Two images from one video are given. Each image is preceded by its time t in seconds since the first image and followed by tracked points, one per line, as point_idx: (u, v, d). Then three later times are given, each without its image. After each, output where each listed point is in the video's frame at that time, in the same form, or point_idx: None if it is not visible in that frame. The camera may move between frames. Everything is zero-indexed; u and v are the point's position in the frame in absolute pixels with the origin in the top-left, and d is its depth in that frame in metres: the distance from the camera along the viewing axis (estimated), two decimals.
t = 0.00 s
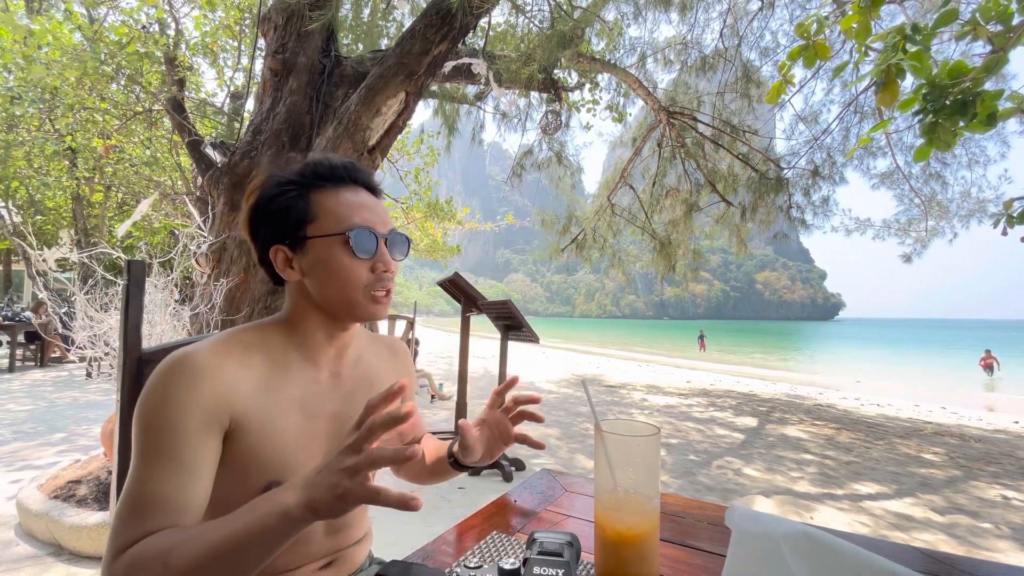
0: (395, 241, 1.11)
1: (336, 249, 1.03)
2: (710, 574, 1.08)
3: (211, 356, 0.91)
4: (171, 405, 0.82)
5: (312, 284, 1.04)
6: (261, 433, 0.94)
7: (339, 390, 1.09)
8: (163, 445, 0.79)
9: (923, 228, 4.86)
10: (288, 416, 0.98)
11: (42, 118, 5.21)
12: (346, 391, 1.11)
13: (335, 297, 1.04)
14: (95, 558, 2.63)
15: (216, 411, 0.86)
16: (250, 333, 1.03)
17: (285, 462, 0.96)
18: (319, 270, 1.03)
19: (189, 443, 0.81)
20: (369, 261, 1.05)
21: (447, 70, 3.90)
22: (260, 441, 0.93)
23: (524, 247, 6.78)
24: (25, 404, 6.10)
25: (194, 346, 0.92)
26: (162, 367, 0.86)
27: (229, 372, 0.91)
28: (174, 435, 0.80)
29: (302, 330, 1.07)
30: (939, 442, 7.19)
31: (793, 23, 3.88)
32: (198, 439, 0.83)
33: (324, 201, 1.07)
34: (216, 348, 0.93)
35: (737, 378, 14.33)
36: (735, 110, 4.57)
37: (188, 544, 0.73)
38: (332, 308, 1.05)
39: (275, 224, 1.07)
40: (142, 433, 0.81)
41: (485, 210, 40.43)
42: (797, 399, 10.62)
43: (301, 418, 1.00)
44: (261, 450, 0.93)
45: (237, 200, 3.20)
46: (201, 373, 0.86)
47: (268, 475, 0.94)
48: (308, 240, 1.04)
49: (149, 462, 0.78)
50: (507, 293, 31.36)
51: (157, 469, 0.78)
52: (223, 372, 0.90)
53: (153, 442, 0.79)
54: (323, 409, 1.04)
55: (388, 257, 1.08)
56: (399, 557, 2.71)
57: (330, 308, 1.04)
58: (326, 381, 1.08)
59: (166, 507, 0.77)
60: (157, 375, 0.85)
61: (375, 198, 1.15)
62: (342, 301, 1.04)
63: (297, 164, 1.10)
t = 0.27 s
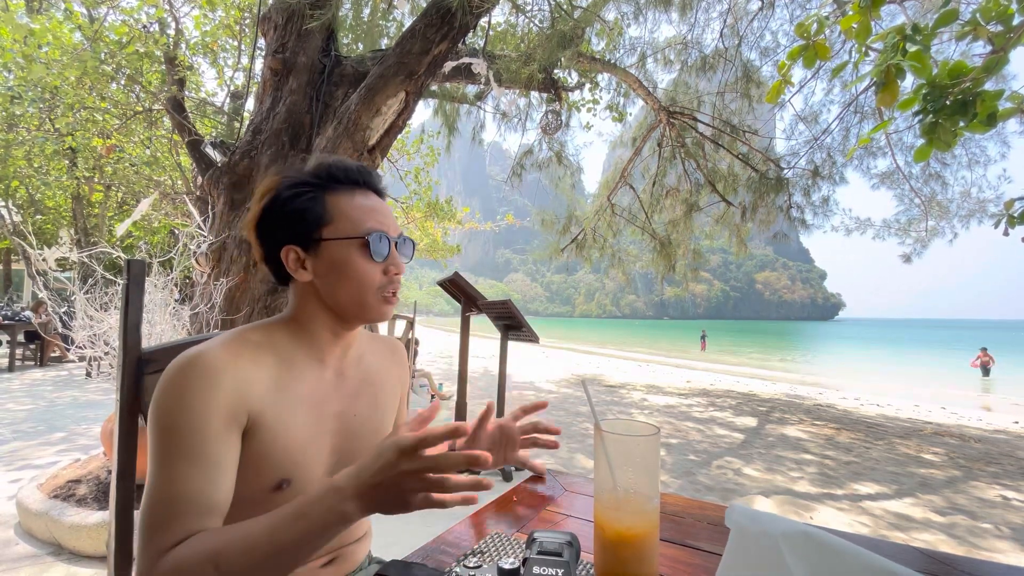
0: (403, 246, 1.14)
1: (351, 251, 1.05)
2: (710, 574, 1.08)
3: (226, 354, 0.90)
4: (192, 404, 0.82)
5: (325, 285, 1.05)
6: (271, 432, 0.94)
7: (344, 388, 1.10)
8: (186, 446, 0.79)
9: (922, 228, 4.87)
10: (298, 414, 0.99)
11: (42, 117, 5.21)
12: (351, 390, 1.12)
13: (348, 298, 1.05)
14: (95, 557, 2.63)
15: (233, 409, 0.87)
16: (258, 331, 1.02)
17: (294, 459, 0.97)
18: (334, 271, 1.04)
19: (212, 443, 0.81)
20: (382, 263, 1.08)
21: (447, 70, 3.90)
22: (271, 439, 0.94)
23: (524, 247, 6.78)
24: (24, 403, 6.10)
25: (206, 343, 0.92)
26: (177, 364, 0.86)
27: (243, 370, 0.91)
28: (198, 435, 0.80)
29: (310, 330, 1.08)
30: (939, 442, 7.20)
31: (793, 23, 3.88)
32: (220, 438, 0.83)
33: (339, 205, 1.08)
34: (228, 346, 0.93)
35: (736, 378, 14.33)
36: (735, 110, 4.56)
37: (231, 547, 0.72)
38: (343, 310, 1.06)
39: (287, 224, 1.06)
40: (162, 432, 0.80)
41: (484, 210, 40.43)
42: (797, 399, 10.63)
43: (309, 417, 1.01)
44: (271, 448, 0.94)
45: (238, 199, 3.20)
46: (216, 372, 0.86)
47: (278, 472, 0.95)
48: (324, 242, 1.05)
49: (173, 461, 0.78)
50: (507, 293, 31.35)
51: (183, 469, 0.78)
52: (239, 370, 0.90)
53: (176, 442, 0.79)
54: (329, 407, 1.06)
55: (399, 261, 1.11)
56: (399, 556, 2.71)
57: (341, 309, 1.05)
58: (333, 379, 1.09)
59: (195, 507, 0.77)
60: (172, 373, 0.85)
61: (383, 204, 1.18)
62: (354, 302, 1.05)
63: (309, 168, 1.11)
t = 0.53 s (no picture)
0: (402, 247, 1.14)
1: (350, 254, 1.05)
2: (709, 573, 1.08)
3: (229, 354, 0.90)
4: (199, 406, 0.82)
5: (325, 287, 1.06)
6: (273, 431, 0.94)
7: (344, 387, 1.10)
8: (198, 449, 0.80)
9: (923, 228, 4.87)
10: (300, 412, 1.00)
11: (42, 117, 5.20)
12: (351, 388, 1.12)
13: (348, 300, 1.06)
14: (95, 557, 2.63)
15: (238, 411, 0.87)
16: (257, 331, 1.02)
17: (294, 457, 0.98)
18: (333, 274, 1.05)
19: (223, 445, 0.82)
20: (381, 265, 1.08)
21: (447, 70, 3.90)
22: (273, 438, 0.95)
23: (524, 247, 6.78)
24: (24, 403, 6.10)
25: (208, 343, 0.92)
26: (181, 365, 0.86)
27: (244, 370, 0.91)
28: (208, 437, 0.81)
29: (309, 329, 1.08)
30: (938, 442, 7.20)
31: (793, 23, 3.88)
32: (231, 439, 0.84)
33: (338, 207, 1.07)
34: (231, 345, 0.93)
35: (736, 378, 14.34)
36: (735, 110, 4.56)
37: (273, 544, 0.77)
38: (343, 311, 1.06)
39: (286, 227, 1.07)
40: (170, 434, 0.81)
41: (484, 210, 40.42)
42: (797, 399, 10.63)
43: (311, 416, 1.02)
44: (273, 447, 0.95)
45: (238, 199, 3.20)
46: (219, 373, 0.86)
47: (280, 469, 0.96)
48: (323, 245, 1.05)
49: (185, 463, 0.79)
50: (507, 293, 31.35)
51: (197, 472, 0.79)
52: (242, 371, 0.90)
53: (187, 444, 0.80)
54: (330, 406, 1.06)
55: (397, 262, 1.11)
56: (399, 556, 2.71)
57: (340, 310, 1.06)
58: (333, 379, 1.09)
59: (213, 508, 0.79)
60: (177, 373, 0.85)
61: (382, 205, 1.17)
62: (353, 303, 1.06)
63: (307, 169, 1.11)
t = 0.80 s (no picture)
0: (391, 246, 1.13)
1: (337, 254, 1.04)
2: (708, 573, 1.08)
3: (224, 353, 0.92)
4: (208, 394, 0.83)
5: (313, 287, 1.05)
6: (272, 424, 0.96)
7: (339, 386, 1.11)
8: (218, 428, 0.81)
9: (923, 228, 4.87)
10: (297, 409, 1.01)
11: (41, 116, 5.20)
12: (347, 386, 1.13)
13: (336, 300, 1.05)
14: (94, 556, 2.63)
15: (246, 398, 0.88)
16: (252, 331, 1.03)
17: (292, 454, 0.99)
18: (321, 274, 1.04)
19: (245, 422, 0.84)
20: (369, 265, 1.07)
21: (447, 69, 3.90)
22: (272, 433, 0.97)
23: (524, 246, 6.78)
24: (24, 402, 6.09)
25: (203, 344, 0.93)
26: (181, 363, 0.87)
27: (242, 365, 0.93)
28: (225, 417, 0.82)
29: (300, 330, 1.08)
30: (938, 442, 7.21)
31: (793, 22, 3.88)
32: (250, 417, 0.86)
33: (324, 207, 1.06)
34: (225, 345, 0.94)
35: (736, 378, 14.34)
36: (735, 110, 4.56)
37: (332, 472, 0.81)
38: (332, 311, 1.06)
39: (273, 228, 1.06)
40: (184, 425, 0.82)
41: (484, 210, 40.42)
42: (797, 399, 10.64)
43: (308, 410, 1.03)
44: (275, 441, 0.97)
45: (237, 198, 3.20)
46: (218, 367, 0.88)
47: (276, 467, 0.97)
48: (309, 246, 1.04)
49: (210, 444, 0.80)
50: (506, 293, 31.35)
51: (229, 442, 0.80)
52: (239, 366, 0.92)
53: (207, 426, 0.81)
54: (326, 402, 1.08)
55: (386, 262, 1.10)
56: (398, 556, 2.71)
57: (330, 311, 1.06)
58: (327, 377, 1.10)
59: (257, 468, 0.80)
60: (177, 371, 0.86)
61: (369, 203, 1.15)
62: (343, 304, 1.05)
63: (293, 169, 1.09)
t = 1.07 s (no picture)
0: (376, 240, 1.11)
1: (319, 252, 1.03)
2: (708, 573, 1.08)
3: (221, 345, 0.92)
4: (215, 373, 0.83)
5: (299, 286, 1.05)
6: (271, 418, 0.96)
7: (335, 385, 1.11)
8: (234, 394, 0.81)
9: (923, 228, 4.87)
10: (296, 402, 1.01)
11: (41, 115, 5.20)
12: (343, 383, 1.13)
13: (323, 297, 1.05)
14: (93, 556, 2.63)
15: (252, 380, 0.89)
16: (245, 328, 1.03)
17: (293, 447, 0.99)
18: (305, 272, 1.04)
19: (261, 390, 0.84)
20: (353, 261, 1.05)
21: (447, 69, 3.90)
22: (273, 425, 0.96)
23: (524, 246, 6.77)
24: (23, 402, 6.08)
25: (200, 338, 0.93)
26: (184, 351, 0.87)
27: (242, 356, 0.93)
28: (239, 387, 0.82)
29: (291, 328, 1.08)
30: (938, 441, 7.21)
31: (793, 23, 3.89)
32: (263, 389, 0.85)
33: (304, 205, 1.06)
34: (222, 339, 0.95)
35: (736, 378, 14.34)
36: (735, 110, 4.56)
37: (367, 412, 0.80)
38: (320, 308, 1.06)
39: (257, 230, 1.07)
40: (195, 402, 0.81)
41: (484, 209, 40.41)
42: (797, 399, 10.64)
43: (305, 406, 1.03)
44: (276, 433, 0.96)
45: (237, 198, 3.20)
46: (219, 356, 0.89)
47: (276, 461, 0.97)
48: (292, 245, 1.04)
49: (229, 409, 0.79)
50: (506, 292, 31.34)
51: (250, 401, 0.80)
52: (238, 355, 0.92)
53: (222, 395, 0.80)
54: (322, 400, 1.07)
55: (372, 257, 1.08)
56: (397, 556, 2.71)
57: (318, 308, 1.06)
58: (322, 375, 1.10)
59: (282, 417, 0.79)
60: (179, 359, 0.86)
61: (354, 198, 1.14)
62: (329, 301, 1.05)
63: (273, 168, 1.09)
